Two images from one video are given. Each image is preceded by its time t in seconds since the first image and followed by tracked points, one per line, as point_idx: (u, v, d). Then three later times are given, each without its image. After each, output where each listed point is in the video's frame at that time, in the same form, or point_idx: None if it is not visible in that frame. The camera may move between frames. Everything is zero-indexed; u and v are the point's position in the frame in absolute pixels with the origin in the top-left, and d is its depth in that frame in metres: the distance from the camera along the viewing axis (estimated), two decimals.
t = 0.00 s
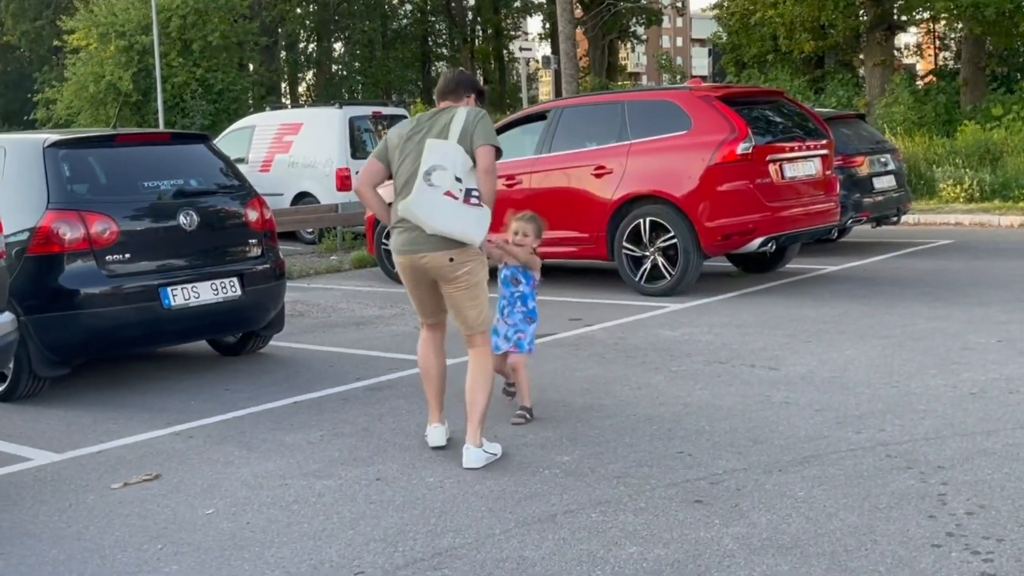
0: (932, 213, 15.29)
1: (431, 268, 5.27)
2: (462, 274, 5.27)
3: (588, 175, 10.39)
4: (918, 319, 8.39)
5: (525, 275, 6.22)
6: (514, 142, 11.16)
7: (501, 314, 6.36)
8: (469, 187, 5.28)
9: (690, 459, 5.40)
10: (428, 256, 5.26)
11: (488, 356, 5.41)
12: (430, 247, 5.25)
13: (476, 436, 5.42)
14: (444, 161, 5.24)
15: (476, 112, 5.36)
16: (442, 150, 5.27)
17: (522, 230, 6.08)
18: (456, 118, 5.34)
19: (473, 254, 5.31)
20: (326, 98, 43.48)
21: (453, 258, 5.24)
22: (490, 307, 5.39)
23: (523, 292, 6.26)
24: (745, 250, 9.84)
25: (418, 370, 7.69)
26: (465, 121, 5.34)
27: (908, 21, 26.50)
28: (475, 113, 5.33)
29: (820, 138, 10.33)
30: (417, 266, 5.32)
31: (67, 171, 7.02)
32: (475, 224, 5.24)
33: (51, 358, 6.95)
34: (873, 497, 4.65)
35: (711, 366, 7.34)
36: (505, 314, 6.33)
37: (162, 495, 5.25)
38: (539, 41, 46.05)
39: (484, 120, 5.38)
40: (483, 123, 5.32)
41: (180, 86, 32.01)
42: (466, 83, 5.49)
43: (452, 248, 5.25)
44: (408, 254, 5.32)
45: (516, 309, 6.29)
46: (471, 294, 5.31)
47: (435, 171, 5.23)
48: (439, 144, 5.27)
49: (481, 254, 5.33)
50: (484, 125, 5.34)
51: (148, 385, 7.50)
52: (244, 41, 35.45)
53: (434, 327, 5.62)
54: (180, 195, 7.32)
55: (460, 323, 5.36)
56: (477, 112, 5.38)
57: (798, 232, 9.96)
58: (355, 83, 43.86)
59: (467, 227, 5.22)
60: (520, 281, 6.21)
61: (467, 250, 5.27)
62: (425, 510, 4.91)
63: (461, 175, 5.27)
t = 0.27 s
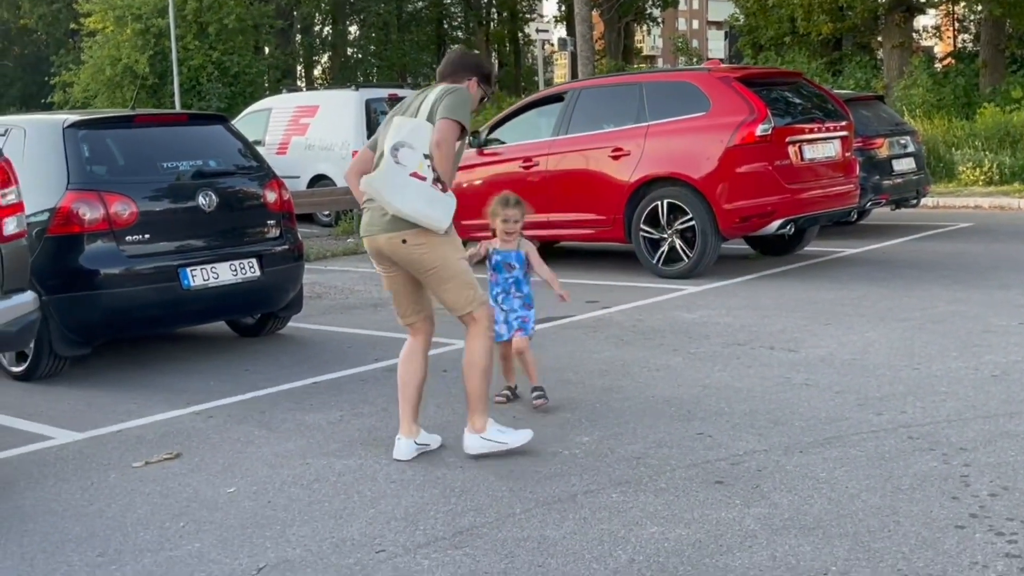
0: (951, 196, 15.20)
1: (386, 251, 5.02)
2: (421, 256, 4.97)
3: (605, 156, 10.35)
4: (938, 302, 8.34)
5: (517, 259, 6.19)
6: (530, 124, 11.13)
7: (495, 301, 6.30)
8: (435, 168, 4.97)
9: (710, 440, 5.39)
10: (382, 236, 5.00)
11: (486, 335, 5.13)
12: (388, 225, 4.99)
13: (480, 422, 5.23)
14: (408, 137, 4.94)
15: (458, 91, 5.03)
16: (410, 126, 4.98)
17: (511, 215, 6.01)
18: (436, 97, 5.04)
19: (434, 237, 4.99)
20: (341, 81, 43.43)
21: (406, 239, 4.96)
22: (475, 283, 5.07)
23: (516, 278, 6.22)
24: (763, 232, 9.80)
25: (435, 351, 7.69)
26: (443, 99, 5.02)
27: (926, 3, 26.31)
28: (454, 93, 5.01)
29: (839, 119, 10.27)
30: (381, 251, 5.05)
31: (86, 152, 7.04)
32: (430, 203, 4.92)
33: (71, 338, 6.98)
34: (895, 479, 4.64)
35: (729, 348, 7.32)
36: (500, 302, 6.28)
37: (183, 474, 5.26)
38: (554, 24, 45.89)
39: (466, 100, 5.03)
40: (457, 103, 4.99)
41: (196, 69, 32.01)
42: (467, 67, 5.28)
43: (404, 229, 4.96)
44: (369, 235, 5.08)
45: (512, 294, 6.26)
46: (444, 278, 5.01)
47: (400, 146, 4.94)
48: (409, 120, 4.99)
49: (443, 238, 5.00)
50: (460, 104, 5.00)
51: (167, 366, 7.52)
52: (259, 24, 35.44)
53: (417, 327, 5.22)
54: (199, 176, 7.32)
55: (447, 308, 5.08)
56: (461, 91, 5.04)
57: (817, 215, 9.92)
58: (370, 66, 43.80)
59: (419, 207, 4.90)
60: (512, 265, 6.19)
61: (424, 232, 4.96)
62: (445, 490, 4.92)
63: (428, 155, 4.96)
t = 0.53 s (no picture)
0: (991, 180, 15.02)
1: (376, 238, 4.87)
2: (404, 249, 4.80)
3: (642, 138, 10.30)
4: (978, 287, 8.25)
5: (546, 247, 5.94)
6: (566, 105, 11.08)
7: (526, 296, 5.91)
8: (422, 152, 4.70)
9: (750, 423, 5.36)
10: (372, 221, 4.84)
11: (424, 344, 4.81)
12: (380, 209, 4.81)
13: (365, 426, 4.77)
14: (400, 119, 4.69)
15: (461, 69, 4.74)
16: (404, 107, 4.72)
17: (535, 199, 5.84)
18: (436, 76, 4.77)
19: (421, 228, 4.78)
20: (373, 63, 43.46)
21: (393, 228, 4.78)
22: (441, 289, 4.83)
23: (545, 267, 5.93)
24: (801, 215, 9.72)
25: (471, 332, 7.70)
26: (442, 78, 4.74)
27: None
28: (454, 72, 4.72)
29: (879, 101, 10.18)
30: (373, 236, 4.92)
31: (127, 131, 7.09)
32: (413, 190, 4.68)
33: (112, 316, 7.04)
34: (938, 463, 4.60)
35: (767, 331, 7.27)
36: (534, 295, 5.90)
37: (224, 450, 5.30)
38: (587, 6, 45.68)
39: (467, 80, 4.73)
40: (454, 84, 4.69)
41: (230, 50, 32.13)
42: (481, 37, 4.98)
43: (392, 216, 4.78)
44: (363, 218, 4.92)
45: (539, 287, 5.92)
46: (416, 273, 4.83)
47: (391, 129, 4.69)
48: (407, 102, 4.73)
49: (429, 228, 4.79)
50: (456, 84, 4.70)
51: (205, 344, 7.57)
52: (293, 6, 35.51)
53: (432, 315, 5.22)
54: (238, 155, 7.33)
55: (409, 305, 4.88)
56: (465, 70, 4.74)
57: (855, 198, 9.84)
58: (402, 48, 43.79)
59: (402, 194, 4.67)
60: (545, 254, 5.92)
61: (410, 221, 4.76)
62: (484, 469, 4.93)
63: (419, 138, 4.69)
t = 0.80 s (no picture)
0: None
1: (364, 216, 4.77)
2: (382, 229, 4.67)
3: (679, 118, 10.23)
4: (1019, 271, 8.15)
5: (573, 240, 5.75)
6: (602, 85, 11.03)
7: (549, 287, 5.73)
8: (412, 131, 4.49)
9: (788, 406, 5.33)
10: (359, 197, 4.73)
11: (422, 332, 4.72)
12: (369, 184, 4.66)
13: (385, 422, 4.81)
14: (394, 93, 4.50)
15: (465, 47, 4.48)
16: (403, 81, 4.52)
17: (557, 190, 5.63)
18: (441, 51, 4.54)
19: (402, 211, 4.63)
20: (408, 42, 43.42)
21: (374, 207, 4.65)
22: (431, 274, 4.66)
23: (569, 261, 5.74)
24: (839, 197, 9.64)
25: (506, 312, 7.70)
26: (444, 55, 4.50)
27: None
28: (458, 50, 4.47)
29: (920, 83, 10.06)
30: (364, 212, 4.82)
31: (167, 109, 7.12)
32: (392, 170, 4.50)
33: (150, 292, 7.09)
34: (980, 449, 4.55)
35: (805, 314, 7.22)
36: (556, 287, 5.73)
37: (262, 427, 5.33)
38: None
39: (470, 60, 4.47)
40: (453, 62, 4.44)
41: (266, 29, 32.19)
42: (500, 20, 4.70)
43: (375, 194, 4.65)
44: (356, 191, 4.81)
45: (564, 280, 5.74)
46: (401, 258, 4.68)
47: (385, 101, 4.51)
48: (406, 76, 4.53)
49: (410, 211, 4.63)
50: (455, 63, 4.44)
51: (242, 322, 7.61)
52: None
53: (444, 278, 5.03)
54: (276, 134, 7.34)
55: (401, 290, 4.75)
56: (471, 49, 4.49)
57: (895, 180, 9.74)
58: (437, 27, 43.72)
59: (382, 172, 4.50)
60: (570, 247, 5.73)
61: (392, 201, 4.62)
62: (522, 449, 4.93)
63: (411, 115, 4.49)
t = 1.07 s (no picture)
0: None
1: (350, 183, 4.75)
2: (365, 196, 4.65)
3: (698, 91, 10.16)
4: None
5: (575, 221, 5.28)
6: (621, 57, 10.96)
7: (543, 268, 5.34)
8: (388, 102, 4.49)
9: (804, 381, 5.31)
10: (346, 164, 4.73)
11: (409, 301, 4.75)
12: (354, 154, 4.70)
13: (394, 395, 4.80)
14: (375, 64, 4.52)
15: (447, 17, 4.44)
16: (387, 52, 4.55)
17: (561, 165, 5.20)
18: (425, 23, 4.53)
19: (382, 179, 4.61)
20: (425, 13, 43.21)
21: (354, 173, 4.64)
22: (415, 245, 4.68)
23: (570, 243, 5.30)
24: (858, 173, 9.56)
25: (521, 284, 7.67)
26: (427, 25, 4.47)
27: None
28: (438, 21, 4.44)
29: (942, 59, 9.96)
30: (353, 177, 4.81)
31: (184, 75, 7.11)
32: (364, 142, 4.51)
33: (166, 259, 7.10)
34: (997, 427, 4.52)
35: (822, 290, 7.18)
36: (549, 269, 5.33)
37: (276, 394, 5.33)
38: None
39: (449, 31, 4.42)
40: (431, 34, 4.41)
41: None
42: None
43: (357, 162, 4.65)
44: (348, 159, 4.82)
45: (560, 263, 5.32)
46: (384, 225, 4.67)
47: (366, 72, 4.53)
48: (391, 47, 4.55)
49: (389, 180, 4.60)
50: (432, 33, 4.41)
51: (257, 290, 7.61)
52: None
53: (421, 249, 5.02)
54: (293, 102, 7.31)
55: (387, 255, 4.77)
56: (453, 20, 4.43)
57: (915, 157, 9.65)
58: None
59: (353, 143, 4.52)
60: (571, 229, 5.28)
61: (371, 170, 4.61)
62: (536, 420, 4.91)
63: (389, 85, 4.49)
